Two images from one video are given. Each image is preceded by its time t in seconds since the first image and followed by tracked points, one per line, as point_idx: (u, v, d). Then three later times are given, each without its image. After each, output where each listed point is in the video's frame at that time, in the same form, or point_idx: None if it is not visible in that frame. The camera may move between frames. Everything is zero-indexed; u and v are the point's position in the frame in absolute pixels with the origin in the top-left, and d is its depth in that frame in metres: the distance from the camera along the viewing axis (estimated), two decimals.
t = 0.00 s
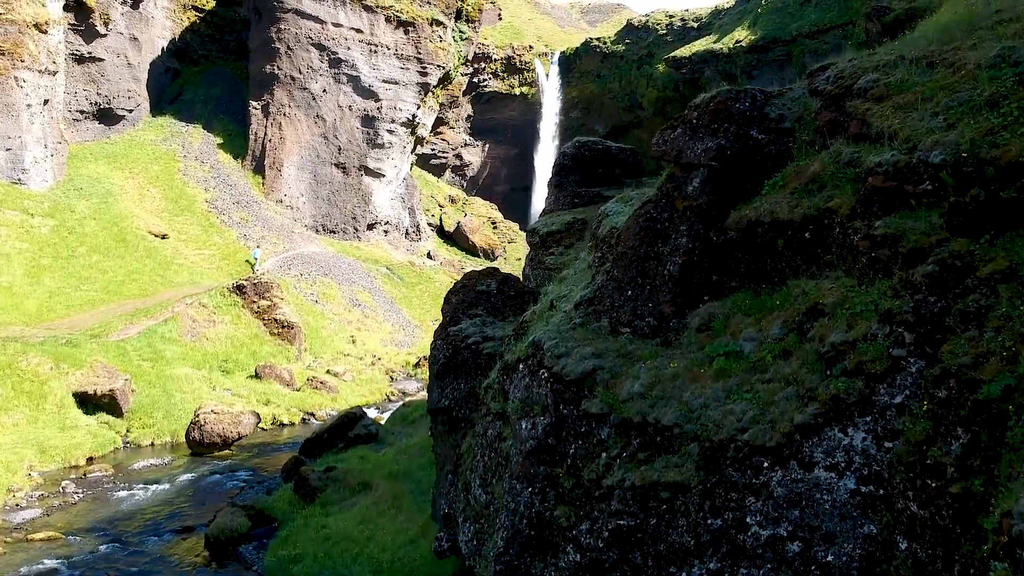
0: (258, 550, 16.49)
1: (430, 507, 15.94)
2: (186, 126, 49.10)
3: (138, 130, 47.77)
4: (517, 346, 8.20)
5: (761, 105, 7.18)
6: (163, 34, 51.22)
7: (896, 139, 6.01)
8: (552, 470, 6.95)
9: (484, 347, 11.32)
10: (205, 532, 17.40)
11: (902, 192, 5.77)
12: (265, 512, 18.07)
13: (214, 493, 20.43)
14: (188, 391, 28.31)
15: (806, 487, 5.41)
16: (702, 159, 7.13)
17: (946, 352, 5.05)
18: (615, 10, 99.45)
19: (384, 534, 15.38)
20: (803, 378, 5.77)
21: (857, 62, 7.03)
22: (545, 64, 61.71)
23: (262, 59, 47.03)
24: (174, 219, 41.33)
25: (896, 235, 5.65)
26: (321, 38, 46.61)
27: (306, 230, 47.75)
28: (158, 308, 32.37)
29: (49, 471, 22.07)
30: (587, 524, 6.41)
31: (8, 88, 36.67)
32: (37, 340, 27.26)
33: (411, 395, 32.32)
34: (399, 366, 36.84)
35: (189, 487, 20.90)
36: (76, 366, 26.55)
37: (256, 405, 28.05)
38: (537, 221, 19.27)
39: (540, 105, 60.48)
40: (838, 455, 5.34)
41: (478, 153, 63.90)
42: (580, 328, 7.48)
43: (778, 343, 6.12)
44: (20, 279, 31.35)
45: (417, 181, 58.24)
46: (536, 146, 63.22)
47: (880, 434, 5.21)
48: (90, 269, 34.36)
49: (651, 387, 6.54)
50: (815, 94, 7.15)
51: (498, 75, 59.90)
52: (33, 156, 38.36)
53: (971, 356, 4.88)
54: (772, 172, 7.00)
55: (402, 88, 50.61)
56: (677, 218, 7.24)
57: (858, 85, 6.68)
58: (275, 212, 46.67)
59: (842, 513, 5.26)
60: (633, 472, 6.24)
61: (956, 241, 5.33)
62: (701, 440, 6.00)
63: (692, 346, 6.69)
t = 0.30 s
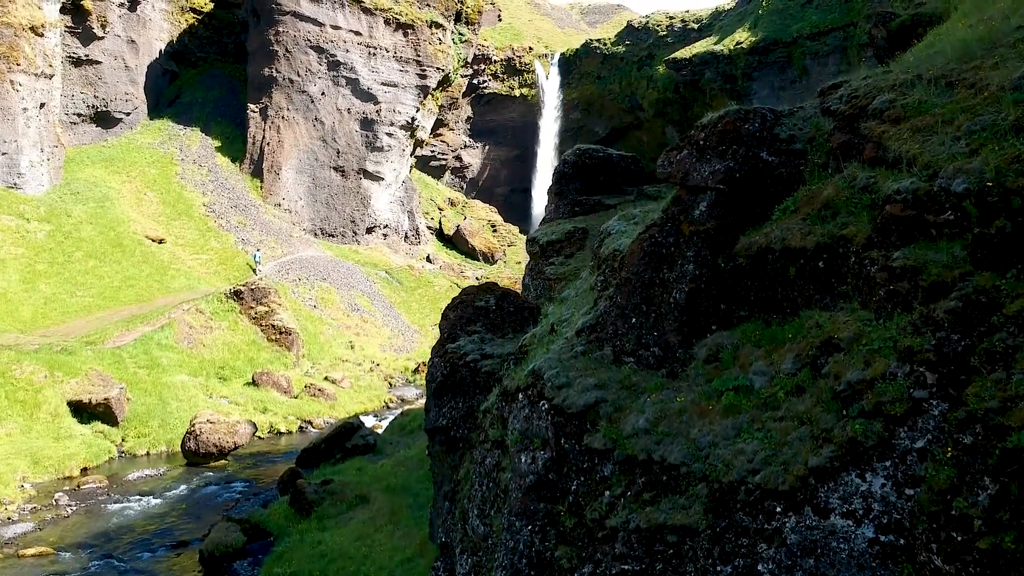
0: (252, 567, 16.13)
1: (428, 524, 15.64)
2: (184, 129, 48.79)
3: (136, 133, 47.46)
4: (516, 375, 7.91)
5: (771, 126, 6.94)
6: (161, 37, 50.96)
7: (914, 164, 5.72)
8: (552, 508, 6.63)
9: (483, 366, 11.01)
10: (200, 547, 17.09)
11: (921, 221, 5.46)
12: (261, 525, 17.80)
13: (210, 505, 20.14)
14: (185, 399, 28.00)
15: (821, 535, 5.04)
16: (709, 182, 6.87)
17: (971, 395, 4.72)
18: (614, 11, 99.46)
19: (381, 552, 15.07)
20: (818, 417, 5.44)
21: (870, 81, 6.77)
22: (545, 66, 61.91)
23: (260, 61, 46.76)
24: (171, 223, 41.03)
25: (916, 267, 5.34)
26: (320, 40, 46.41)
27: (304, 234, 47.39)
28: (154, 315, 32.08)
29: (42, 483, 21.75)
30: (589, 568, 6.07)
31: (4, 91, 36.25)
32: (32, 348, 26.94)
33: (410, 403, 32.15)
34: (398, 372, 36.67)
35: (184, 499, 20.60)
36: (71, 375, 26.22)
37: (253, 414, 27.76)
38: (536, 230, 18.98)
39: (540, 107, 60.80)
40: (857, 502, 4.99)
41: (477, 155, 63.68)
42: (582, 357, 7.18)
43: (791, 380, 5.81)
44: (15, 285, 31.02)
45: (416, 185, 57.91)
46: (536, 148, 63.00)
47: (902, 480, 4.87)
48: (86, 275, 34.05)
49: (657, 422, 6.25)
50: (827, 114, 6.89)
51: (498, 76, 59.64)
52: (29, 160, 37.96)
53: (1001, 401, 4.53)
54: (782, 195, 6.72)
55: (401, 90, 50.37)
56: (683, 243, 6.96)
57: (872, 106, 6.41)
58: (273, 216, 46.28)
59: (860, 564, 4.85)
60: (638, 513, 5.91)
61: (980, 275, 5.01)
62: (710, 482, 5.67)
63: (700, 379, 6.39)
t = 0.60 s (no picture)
0: None
1: (425, 542, 15.32)
2: (182, 132, 48.49)
3: (133, 136, 47.12)
4: (516, 407, 7.64)
5: (781, 151, 6.67)
6: (159, 39, 50.65)
7: (933, 194, 5.45)
8: (553, 550, 6.30)
9: (481, 386, 10.71)
10: (194, 563, 16.77)
11: (942, 256, 5.15)
12: (256, 539, 17.51)
13: (205, 518, 19.86)
14: (181, 408, 27.69)
15: None
16: (716, 210, 6.61)
17: (998, 446, 4.39)
18: (613, 11, 99.40)
19: (377, 571, 14.77)
20: (834, 463, 5.10)
21: (886, 105, 6.55)
22: (544, 66, 61.90)
23: (258, 64, 46.51)
24: (168, 228, 40.73)
25: (937, 305, 5.02)
26: (318, 43, 46.17)
27: (302, 238, 47.09)
28: (151, 321, 31.78)
29: (36, 495, 21.39)
30: None
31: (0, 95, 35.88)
32: (26, 356, 26.60)
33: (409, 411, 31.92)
34: (396, 378, 36.46)
35: (179, 511, 20.31)
36: (66, 384, 25.86)
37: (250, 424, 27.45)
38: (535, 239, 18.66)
39: (540, 108, 60.80)
40: (875, 557, 4.61)
41: (477, 157, 63.00)
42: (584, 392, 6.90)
43: (804, 421, 5.50)
44: (10, 292, 30.68)
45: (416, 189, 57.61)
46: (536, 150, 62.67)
47: (924, 534, 4.50)
48: (82, 280, 33.72)
49: (662, 463, 5.97)
50: (840, 138, 6.65)
51: (498, 78, 59.71)
52: (25, 164, 37.58)
53: None
54: (793, 223, 6.44)
55: (399, 93, 50.12)
56: (690, 273, 6.70)
57: (888, 131, 6.18)
58: (271, 220, 45.98)
59: None
60: (640, 560, 5.58)
61: (1005, 315, 4.67)
62: (718, 528, 5.33)
63: (707, 417, 6.11)
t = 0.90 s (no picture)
0: None
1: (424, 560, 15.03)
2: (180, 135, 48.24)
3: (131, 139, 46.85)
4: (517, 439, 7.38)
5: (792, 178, 6.45)
6: (157, 42, 50.40)
7: (953, 228, 5.21)
8: None
9: (479, 407, 10.44)
10: None
11: (965, 294, 4.86)
12: (252, 554, 17.25)
13: (201, 531, 19.61)
14: (177, 417, 27.41)
15: None
16: (723, 240, 6.37)
17: None
18: (614, 12, 99.44)
19: None
20: (850, 514, 4.77)
21: (901, 130, 6.40)
22: (544, 70, 62.04)
23: (257, 67, 46.29)
24: (165, 232, 40.48)
25: (958, 346, 4.72)
26: (317, 46, 45.93)
27: (301, 242, 46.78)
28: (148, 328, 31.52)
29: (29, 507, 21.10)
30: None
31: None
32: (21, 364, 26.32)
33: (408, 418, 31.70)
34: (395, 384, 36.21)
35: (174, 524, 20.05)
36: (61, 393, 25.56)
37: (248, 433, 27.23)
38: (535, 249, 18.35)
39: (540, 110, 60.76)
40: None
41: (477, 159, 62.76)
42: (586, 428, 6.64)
43: (817, 466, 5.20)
44: (5, 298, 30.40)
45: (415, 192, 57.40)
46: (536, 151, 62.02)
47: None
48: (78, 286, 33.44)
49: (668, 506, 5.66)
50: (853, 164, 6.47)
51: (497, 80, 59.79)
52: (21, 169, 37.28)
53: None
54: (804, 256, 6.21)
55: (399, 96, 49.85)
56: (696, 305, 6.46)
57: (904, 158, 5.99)
58: (269, 224, 45.64)
59: None
60: None
61: None
62: None
63: (715, 457, 5.84)
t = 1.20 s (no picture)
0: None
1: None
2: (179, 139, 47.96)
3: (129, 143, 46.57)
4: (517, 474, 7.14)
5: (803, 209, 6.24)
6: (156, 45, 50.12)
7: (974, 266, 5.00)
8: None
9: (478, 429, 10.18)
10: None
11: (988, 338, 4.58)
12: (248, 569, 17.02)
13: (198, 545, 19.37)
14: (174, 425, 27.15)
15: None
16: (731, 273, 6.11)
17: None
18: (614, 12, 99.42)
19: None
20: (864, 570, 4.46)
21: (914, 159, 6.36)
22: (544, 70, 60.63)
23: (256, 70, 46.03)
24: (163, 237, 40.24)
25: (980, 391, 4.42)
26: (315, 48, 45.68)
27: (300, 246, 46.51)
28: (145, 335, 31.26)
29: (23, 519, 20.83)
30: None
31: None
32: (16, 372, 26.04)
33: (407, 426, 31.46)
34: (394, 390, 35.98)
35: (171, 537, 19.80)
36: (56, 402, 25.27)
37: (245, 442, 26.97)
38: (535, 259, 18.08)
39: (540, 112, 59.93)
40: None
41: (477, 161, 62.56)
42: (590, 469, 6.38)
43: (830, 514, 4.90)
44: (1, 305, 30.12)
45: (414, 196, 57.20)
46: (536, 153, 61.75)
47: None
48: (75, 293, 33.17)
49: (673, 553, 5.37)
50: (866, 193, 6.36)
51: (497, 81, 59.41)
52: (18, 173, 36.96)
53: None
54: (816, 290, 6.01)
55: (398, 99, 49.60)
56: (704, 340, 6.24)
57: (920, 189, 5.85)
58: (268, 228, 45.41)
59: None
60: None
61: None
62: None
63: (722, 500, 5.58)
